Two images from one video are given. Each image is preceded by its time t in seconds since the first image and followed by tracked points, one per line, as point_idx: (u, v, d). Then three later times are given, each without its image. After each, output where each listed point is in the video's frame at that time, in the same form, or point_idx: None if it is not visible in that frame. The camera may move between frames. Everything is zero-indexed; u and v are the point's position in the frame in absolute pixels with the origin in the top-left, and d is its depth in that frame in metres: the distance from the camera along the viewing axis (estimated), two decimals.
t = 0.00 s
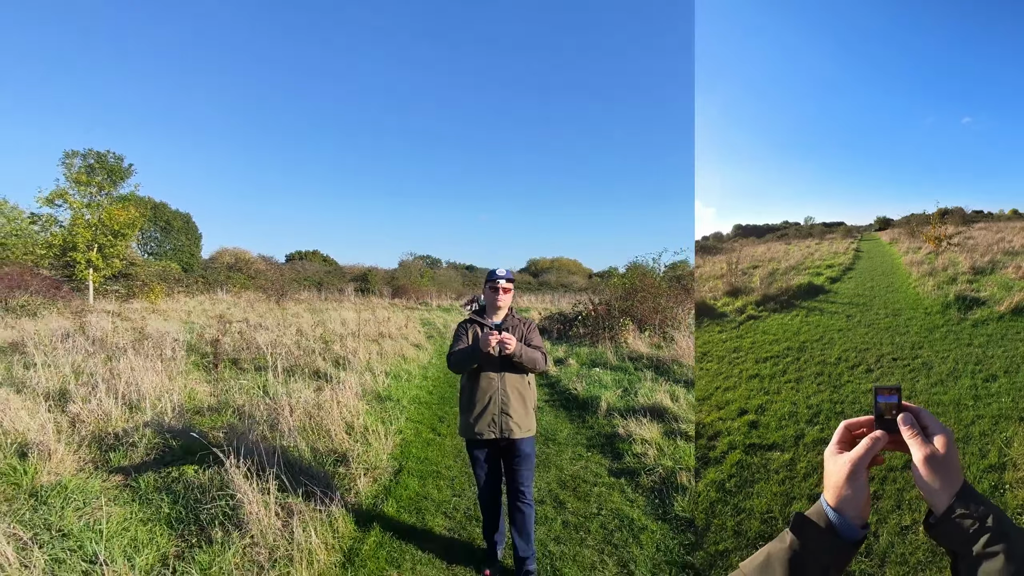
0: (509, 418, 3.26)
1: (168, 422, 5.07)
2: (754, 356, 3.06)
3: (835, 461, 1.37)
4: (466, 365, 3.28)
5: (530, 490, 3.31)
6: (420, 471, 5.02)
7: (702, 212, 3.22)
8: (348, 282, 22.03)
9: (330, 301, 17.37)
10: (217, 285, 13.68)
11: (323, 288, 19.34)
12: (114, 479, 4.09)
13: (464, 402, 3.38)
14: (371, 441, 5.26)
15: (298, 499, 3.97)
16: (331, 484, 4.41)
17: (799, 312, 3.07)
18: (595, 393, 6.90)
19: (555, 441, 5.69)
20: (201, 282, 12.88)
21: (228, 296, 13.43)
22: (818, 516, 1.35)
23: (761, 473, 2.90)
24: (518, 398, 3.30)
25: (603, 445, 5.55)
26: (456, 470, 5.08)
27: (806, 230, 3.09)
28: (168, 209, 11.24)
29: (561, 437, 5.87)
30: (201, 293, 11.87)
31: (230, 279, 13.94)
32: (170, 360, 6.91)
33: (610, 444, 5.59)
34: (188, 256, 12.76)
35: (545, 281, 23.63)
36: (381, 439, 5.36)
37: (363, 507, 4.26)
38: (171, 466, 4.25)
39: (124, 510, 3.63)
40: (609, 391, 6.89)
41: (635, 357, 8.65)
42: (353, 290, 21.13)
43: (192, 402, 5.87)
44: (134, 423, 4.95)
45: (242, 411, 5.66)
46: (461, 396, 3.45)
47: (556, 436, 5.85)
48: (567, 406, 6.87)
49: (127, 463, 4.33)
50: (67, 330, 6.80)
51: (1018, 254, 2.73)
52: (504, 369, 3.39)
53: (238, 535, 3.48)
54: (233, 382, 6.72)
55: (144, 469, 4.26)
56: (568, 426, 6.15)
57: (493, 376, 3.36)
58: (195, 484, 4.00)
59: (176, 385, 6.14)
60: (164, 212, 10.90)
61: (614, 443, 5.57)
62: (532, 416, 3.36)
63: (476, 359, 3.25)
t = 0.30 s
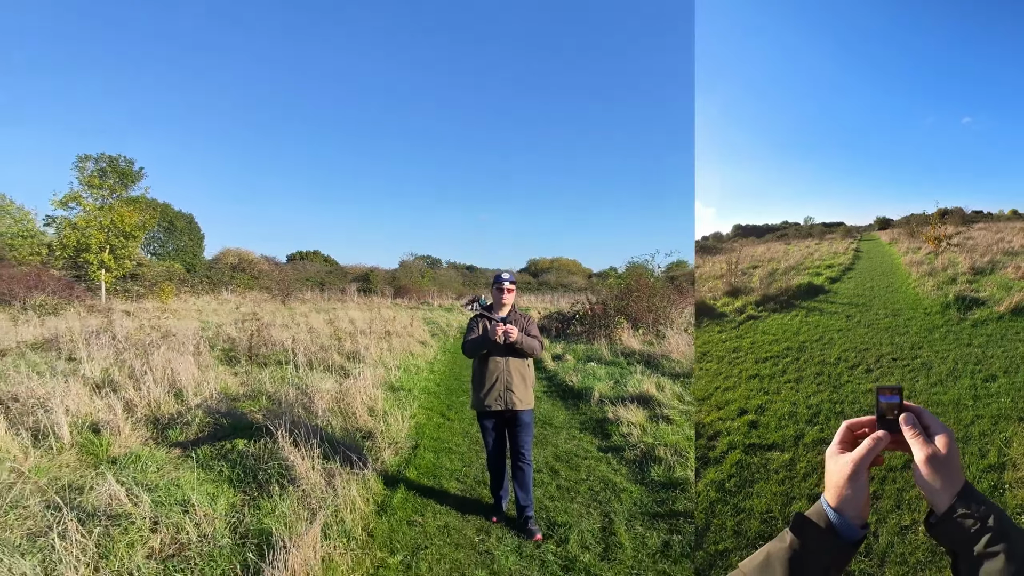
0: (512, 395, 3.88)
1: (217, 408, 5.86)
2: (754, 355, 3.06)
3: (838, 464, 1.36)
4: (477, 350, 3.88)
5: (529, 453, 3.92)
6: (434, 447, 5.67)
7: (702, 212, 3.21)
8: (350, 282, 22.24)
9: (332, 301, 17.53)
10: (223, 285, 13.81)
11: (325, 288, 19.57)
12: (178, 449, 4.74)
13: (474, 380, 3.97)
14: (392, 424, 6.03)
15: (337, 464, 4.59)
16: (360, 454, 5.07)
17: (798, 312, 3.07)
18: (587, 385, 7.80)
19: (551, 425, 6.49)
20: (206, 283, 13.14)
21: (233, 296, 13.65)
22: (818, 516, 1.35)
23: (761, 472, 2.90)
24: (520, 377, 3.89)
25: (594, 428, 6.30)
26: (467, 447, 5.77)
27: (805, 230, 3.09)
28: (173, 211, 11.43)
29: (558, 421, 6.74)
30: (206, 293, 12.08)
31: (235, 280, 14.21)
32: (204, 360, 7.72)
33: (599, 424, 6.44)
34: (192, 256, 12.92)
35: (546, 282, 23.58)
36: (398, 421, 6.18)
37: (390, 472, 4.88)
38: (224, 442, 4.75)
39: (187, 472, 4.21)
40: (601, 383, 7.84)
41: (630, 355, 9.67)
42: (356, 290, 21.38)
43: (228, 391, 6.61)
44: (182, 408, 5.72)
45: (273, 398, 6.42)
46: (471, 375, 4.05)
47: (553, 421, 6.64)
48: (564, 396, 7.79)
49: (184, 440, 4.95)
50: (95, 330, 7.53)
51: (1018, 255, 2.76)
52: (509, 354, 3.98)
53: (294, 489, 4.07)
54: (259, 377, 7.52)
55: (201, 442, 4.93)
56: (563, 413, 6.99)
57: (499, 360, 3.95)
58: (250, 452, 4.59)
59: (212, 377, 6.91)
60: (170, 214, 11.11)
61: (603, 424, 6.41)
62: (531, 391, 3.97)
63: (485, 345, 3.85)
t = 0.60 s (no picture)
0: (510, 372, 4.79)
1: (254, 394, 6.64)
2: (752, 355, 3.05)
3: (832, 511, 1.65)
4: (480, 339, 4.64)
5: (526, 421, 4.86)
6: (445, 424, 6.47)
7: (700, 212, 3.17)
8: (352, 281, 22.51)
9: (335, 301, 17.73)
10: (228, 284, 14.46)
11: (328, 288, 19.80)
12: (225, 424, 5.72)
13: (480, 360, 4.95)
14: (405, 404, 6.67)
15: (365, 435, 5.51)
16: (382, 423, 6.01)
17: (797, 313, 3.07)
18: (581, 372, 8.23)
19: (547, 408, 6.99)
20: (212, 281, 13.49)
21: (238, 295, 13.89)
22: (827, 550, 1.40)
23: (760, 473, 2.89)
24: (518, 358, 4.80)
25: (585, 409, 6.87)
26: (472, 422, 6.56)
27: (804, 230, 3.00)
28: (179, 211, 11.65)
29: (552, 403, 7.20)
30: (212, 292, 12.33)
31: (240, 279, 14.49)
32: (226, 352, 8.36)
33: (590, 406, 6.92)
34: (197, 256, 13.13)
35: (545, 281, 23.75)
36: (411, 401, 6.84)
37: (408, 440, 5.76)
38: (269, 417, 5.87)
39: (243, 439, 5.24)
40: (593, 372, 8.21)
41: (620, 348, 10.14)
42: (358, 289, 21.63)
43: (256, 377, 7.40)
44: (220, 393, 6.56)
45: (304, 383, 7.11)
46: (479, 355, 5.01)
47: (549, 404, 7.18)
48: (558, 383, 8.15)
49: (231, 415, 5.99)
50: (123, 326, 8.22)
51: (1017, 254, 2.75)
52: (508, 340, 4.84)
53: (332, 451, 5.04)
54: (287, 368, 8.08)
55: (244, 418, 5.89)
56: (558, 398, 7.43)
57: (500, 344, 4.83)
58: (289, 424, 5.62)
59: (240, 367, 7.68)
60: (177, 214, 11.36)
61: (593, 406, 6.89)
62: (527, 370, 4.87)
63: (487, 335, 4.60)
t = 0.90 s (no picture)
0: (513, 367, 4.80)
1: (270, 387, 6.67)
2: (751, 355, 3.04)
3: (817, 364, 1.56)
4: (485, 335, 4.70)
5: (526, 411, 4.88)
6: (449, 417, 6.49)
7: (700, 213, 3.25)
8: (353, 281, 22.57)
9: (336, 300, 17.79)
10: (230, 285, 14.64)
11: (329, 287, 19.86)
12: (243, 416, 5.76)
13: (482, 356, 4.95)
14: (407, 397, 6.70)
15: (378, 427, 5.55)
16: (391, 414, 6.07)
17: (796, 312, 3.00)
18: (579, 370, 8.26)
19: (544, 403, 6.99)
20: (212, 283, 13.67)
21: (240, 296, 13.95)
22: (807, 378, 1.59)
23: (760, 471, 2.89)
24: (518, 353, 4.82)
25: (581, 404, 6.87)
26: (475, 415, 6.59)
27: (803, 230, 3.08)
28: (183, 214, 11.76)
29: (551, 399, 7.19)
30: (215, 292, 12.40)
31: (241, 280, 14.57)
32: (237, 349, 8.35)
33: (586, 401, 6.93)
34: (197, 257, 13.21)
35: (546, 280, 23.77)
36: (414, 395, 6.87)
37: (415, 432, 5.77)
38: (283, 410, 5.94)
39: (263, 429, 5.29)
40: (591, 369, 8.24)
41: (618, 346, 10.17)
42: (359, 289, 21.69)
43: (269, 372, 7.41)
44: (237, 387, 6.57)
45: (315, 377, 7.17)
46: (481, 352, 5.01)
47: (547, 399, 7.20)
48: (557, 380, 8.16)
49: (249, 408, 6.05)
50: (136, 326, 8.27)
51: (1017, 255, 2.72)
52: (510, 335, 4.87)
53: (344, 440, 5.05)
54: (297, 364, 8.10)
55: (261, 411, 5.94)
56: (556, 394, 7.46)
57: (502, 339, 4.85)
58: (305, 416, 5.68)
59: (254, 364, 7.72)
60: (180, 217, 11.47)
61: (590, 401, 6.90)
62: (528, 362, 4.88)
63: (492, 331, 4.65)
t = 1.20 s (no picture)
0: (513, 367, 4.80)
1: (271, 388, 6.67)
2: (750, 355, 3.05)
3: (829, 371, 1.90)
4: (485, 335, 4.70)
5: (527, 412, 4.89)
6: (449, 417, 6.48)
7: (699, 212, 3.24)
8: (353, 281, 22.57)
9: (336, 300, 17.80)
10: (229, 285, 14.65)
11: (329, 287, 19.86)
12: (243, 417, 5.75)
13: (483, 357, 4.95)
14: (408, 398, 6.72)
15: (377, 427, 5.57)
16: (392, 416, 6.05)
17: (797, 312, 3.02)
18: (579, 370, 8.28)
19: (544, 403, 7.00)
20: (212, 283, 13.68)
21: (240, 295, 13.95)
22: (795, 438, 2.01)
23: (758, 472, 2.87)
24: (518, 354, 4.82)
25: (581, 404, 6.87)
26: (476, 416, 6.58)
27: (802, 230, 3.10)
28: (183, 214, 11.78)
29: (551, 399, 7.22)
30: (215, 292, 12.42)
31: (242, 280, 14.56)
32: (237, 349, 8.33)
33: (587, 402, 6.95)
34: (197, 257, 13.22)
35: (546, 280, 23.79)
36: (415, 395, 6.88)
37: (415, 432, 5.78)
38: (283, 410, 5.96)
39: (263, 430, 5.29)
40: (591, 369, 8.26)
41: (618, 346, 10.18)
42: (359, 288, 21.70)
43: (269, 372, 7.43)
44: (237, 388, 6.58)
45: (316, 378, 7.17)
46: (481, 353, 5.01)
47: (547, 400, 7.19)
48: (557, 380, 8.18)
49: (249, 408, 6.06)
50: (136, 325, 8.28)
51: (1014, 254, 2.76)
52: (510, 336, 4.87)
53: (345, 441, 5.06)
54: (297, 364, 8.09)
55: (262, 411, 5.95)
56: (556, 394, 7.46)
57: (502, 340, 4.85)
58: (305, 417, 5.67)
59: (254, 364, 7.71)
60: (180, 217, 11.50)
61: (590, 401, 6.92)
62: (528, 366, 4.88)
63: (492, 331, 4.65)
